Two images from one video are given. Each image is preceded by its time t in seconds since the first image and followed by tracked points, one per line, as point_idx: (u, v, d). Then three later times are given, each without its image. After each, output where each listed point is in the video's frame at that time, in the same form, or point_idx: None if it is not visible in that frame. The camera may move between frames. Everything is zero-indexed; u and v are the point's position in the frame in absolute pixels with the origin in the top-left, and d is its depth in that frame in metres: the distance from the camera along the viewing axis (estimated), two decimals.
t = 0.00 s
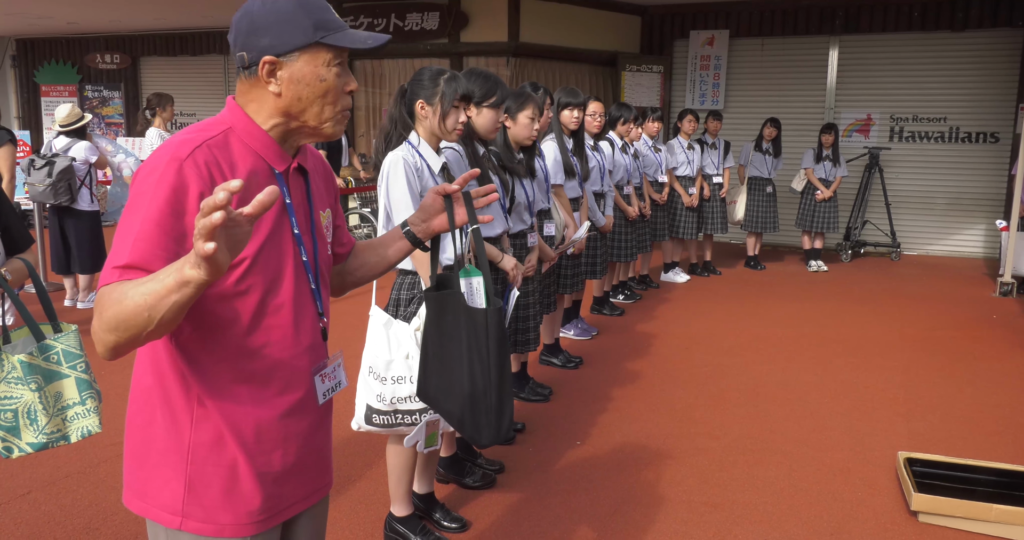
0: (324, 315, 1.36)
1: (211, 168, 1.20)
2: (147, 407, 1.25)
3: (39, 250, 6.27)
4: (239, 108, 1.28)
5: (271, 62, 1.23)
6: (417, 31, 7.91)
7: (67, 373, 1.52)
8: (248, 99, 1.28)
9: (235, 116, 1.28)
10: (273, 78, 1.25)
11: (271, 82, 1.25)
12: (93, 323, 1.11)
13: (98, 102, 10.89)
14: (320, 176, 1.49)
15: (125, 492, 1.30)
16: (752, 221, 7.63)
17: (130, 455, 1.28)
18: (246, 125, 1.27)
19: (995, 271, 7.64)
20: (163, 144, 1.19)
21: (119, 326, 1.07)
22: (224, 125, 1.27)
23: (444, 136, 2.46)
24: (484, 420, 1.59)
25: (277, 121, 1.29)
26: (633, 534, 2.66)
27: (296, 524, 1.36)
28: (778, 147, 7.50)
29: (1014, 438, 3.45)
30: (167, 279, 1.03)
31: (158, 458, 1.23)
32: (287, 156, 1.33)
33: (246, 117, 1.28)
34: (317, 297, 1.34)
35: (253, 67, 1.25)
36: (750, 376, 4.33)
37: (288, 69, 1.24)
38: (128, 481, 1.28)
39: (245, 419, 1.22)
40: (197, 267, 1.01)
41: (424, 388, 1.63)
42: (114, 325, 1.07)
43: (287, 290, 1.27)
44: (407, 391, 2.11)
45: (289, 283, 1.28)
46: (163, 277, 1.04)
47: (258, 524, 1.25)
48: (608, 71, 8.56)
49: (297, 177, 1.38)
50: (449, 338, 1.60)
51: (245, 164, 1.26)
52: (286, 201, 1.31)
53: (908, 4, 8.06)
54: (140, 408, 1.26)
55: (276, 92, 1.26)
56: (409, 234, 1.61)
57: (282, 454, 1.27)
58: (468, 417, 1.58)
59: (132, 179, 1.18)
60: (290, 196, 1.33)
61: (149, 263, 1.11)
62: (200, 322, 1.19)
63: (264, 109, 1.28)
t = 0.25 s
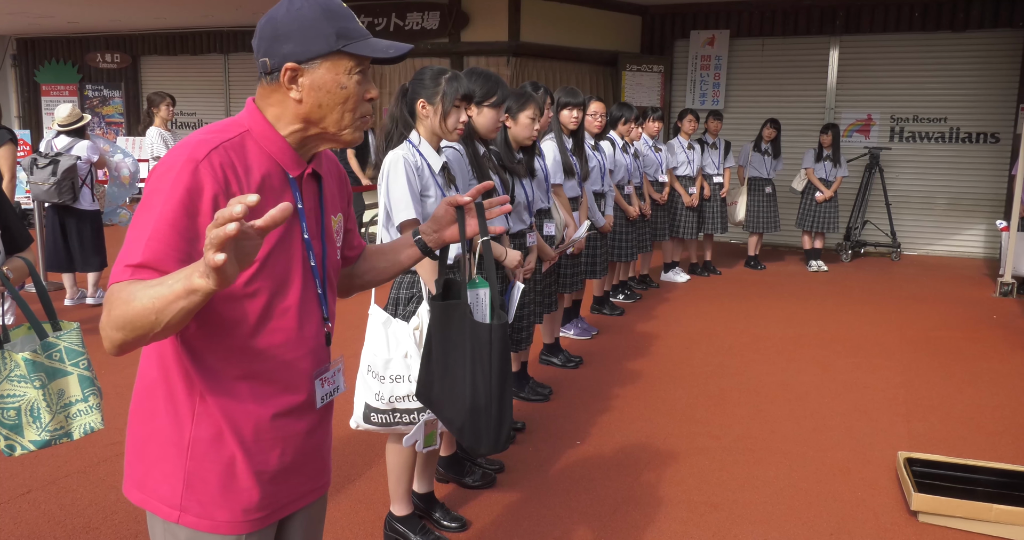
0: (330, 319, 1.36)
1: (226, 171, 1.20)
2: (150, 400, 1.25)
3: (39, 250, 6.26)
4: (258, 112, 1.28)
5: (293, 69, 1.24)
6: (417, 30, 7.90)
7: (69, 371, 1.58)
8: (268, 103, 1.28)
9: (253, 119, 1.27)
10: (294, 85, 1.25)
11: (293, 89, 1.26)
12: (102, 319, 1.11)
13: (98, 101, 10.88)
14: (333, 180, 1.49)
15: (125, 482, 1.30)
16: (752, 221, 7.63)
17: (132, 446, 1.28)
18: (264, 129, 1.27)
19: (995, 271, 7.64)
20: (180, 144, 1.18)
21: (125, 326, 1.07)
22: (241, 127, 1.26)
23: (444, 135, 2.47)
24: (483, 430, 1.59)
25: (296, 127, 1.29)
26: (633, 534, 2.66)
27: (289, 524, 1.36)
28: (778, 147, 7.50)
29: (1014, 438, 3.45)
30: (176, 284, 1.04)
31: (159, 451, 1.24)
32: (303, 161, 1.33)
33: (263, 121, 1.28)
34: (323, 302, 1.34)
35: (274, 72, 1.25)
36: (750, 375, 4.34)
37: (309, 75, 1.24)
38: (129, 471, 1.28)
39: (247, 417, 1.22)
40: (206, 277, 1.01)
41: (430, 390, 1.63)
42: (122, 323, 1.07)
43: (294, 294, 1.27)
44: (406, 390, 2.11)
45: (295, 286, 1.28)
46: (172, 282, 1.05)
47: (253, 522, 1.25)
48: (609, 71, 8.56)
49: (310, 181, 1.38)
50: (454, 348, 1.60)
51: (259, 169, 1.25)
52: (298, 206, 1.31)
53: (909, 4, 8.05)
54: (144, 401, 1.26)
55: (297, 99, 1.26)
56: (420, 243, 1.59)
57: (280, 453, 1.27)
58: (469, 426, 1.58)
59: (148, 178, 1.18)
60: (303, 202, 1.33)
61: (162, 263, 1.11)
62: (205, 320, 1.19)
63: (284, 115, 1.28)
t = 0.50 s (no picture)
0: (336, 317, 1.36)
1: (233, 169, 1.20)
2: (156, 399, 1.25)
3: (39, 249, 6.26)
4: (262, 111, 1.28)
5: (292, 67, 1.24)
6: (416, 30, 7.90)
7: (72, 369, 1.58)
8: (271, 102, 1.28)
9: (257, 118, 1.27)
10: (293, 83, 1.25)
11: (293, 87, 1.25)
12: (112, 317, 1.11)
13: (97, 100, 10.89)
14: (337, 177, 1.49)
15: (130, 481, 1.30)
16: (752, 220, 7.62)
17: (137, 445, 1.28)
18: (269, 127, 1.27)
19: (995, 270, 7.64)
20: (185, 143, 1.18)
21: (138, 325, 1.07)
22: (246, 126, 1.26)
23: (444, 134, 2.47)
24: (484, 427, 1.59)
25: (300, 125, 1.28)
26: (634, 533, 2.66)
27: (293, 524, 1.36)
28: (778, 146, 7.49)
29: (1014, 438, 3.45)
30: (188, 279, 1.04)
31: (164, 450, 1.23)
32: (308, 159, 1.33)
33: (268, 119, 1.27)
34: (330, 300, 1.35)
35: (273, 73, 1.25)
36: (750, 374, 4.34)
37: (307, 72, 1.24)
38: (134, 471, 1.28)
39: (253, 416, 1.22)
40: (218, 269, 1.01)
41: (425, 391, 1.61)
42: (133, 321, 1.07)
43: (301, 293, 1.27)
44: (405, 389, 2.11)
45: (302, 285, 1.28)
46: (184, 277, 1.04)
47: (258, 521, 1.25)
48: (608, 70, 8.56)
49: (315, 180, 1.38)
50: (455, 345, 1.59)
51: (266, 167, 1.25)
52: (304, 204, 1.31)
53: (909, 3, 8.05)
54: (150, 400, 1.26)
55: (298, 96, 1.26)
56: (423, 239, 1.59)
57: (285, 452, 1.26)
58: (468, 425, 1.58)
59: (153, 178, 1.17)
60: (308, 200, 1.34)
61: (171, 261, 1.11)
62: (214, 318, 1.19)
63: (287, 114, 1.28)
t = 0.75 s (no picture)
0: (341, 305, 1.36)
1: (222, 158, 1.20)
2: (165, 399, 1.25)
3: (39, 249, 6.26)
4: (244, 104, 1.30)
5: (254, 58, 1.25)
6: (416, 29, 7.90)
7: (74, 370, 1.58)
8: (250, 95, 1.30)
9: (242, 111, 1.29)
10: (259, 73, 1.26)
11: (260, 77, 1.26)
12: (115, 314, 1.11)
13: (97, 100, 10.89)
14: (334, 167, 1.49)
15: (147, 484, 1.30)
16: (752, 219, 7.62)
17: (150, 448, 1.28)
18: (254, 119, 1.29)
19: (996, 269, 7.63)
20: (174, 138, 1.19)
21: (140, 312, 1.06)
22: (233, 121, 1.28)
23: (444, 134, 2.46)
24: (486, 425, 1.57)
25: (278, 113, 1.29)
26: (634, 533, 2.66)
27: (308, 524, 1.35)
28: (777, 145, 7.49)
29: (1015, 436, 3.45)
30: (183, 255, 1.03)
31: (176, 450, 1.24)
32: (297, 146, 1.33)
33: (251, 111, 1.29)
34: (334, 288, 1.34)
35: (240, 67, 1.27)
36: (750, 373, 4.34)
37: (269, 60, 1.25)
38: (148, 473, 1.29)
39: (263, 410, 1.22)
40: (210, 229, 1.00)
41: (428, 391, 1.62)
42: (134, 310, 1.06)
43: (304, 282, 1.27)
44: (406, 389, 2.10)
45: (305, 274, 1.27)
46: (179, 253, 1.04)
47: (274, 516, 1.24)
48: (608, 69, 8.55)
49: (310, 167, 1.37)
50: (456, 342, 1.59)
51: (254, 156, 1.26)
52: (298, 192, 1.31)
53: (909, 2, 8.06)
54: (160, 400, 1.26)
55: (267, 86, 1.27)
56: (420, 232, 1.60)
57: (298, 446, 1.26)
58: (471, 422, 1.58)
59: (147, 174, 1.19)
60: (304, 187, 1.33)
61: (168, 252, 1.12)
62: (219, 313, 1.19)
63: (264, 106, 1.29)
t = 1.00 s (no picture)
0: (339, 302, 1.35)
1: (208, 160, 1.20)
2: (169, 399, 1.26)
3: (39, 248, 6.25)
4: (234, 104, 1.29)
5: (238, 59, 1.25)
6: (416, 28, 7.89)
7: (74, 372, 1.58)
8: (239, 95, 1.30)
9: (231, 112, 1.29)
10: (244, 74, 1.26)
11: (245, 78, 1.27)
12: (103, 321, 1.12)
13: (96, 99, 10.90)
14: (329, 164, 1.49)
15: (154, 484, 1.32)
16: (752, 218, 7.62)
17: (155, 448, 1.29)
18: (244, 119, 1.28)
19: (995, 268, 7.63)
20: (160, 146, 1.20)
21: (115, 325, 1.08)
22: (222, 121, 1.28)
23: (443, 134, 2.46)
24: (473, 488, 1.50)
25: (267, 113, 1.29)
26: (634, 532, 2.66)
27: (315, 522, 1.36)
28: (776, 145, 7.49)
29: (1015, 436, 3.45)
30: (149, 270, 1.04)
31: (180, 449, 1.24)
32: (289, 145, 1.32)
33: (241, 111, 1.29)
34: (331, 284, 1.33)
35: (226, 68, 1.27)
36: (750, 373, 4.34)
37: (253, 61, 1.25)
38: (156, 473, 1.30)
39: (263, 409, 1.22)
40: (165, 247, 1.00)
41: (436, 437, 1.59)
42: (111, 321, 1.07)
43: (300, 280, 1.26)
44: (406, 388, 2.10)
45: (300, 271, 1.27)
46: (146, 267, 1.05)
47: (280, 514, 1.25)
48: (608, 68, 8.55)
49: (303, 165, 1.36)
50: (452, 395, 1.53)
51: (240, 157, 1.25)
52: (292, 190, 1.30)
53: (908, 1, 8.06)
54: (163, 401, 1.27)
55: (252, 86, 1.27)
56: (406, 260, 1.62)
57: (302, 442, 1.26)
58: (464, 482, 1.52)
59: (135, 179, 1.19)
60: (296, 186, 1.32)
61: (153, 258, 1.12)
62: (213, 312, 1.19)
63: (252, 105, 1.29)
